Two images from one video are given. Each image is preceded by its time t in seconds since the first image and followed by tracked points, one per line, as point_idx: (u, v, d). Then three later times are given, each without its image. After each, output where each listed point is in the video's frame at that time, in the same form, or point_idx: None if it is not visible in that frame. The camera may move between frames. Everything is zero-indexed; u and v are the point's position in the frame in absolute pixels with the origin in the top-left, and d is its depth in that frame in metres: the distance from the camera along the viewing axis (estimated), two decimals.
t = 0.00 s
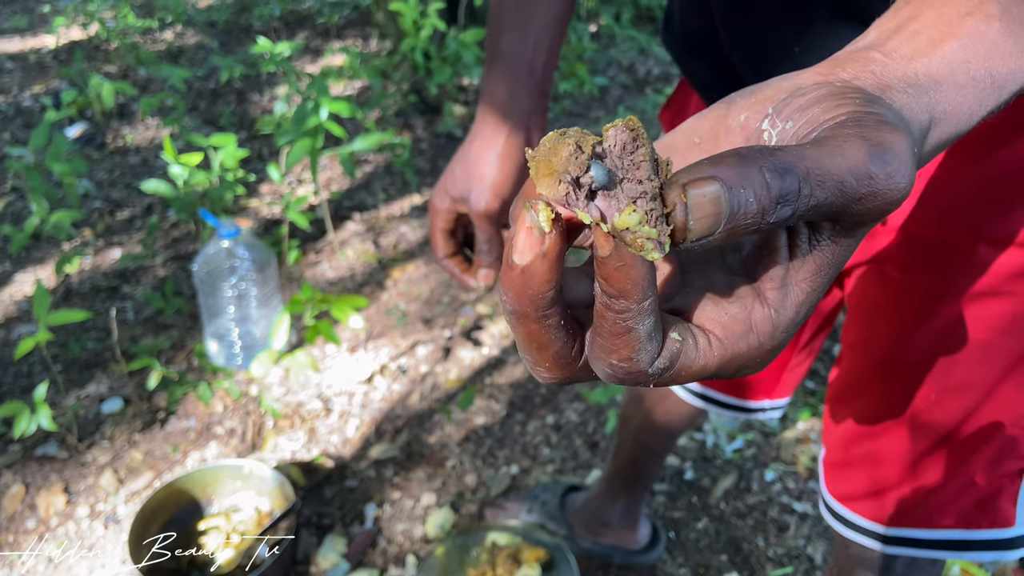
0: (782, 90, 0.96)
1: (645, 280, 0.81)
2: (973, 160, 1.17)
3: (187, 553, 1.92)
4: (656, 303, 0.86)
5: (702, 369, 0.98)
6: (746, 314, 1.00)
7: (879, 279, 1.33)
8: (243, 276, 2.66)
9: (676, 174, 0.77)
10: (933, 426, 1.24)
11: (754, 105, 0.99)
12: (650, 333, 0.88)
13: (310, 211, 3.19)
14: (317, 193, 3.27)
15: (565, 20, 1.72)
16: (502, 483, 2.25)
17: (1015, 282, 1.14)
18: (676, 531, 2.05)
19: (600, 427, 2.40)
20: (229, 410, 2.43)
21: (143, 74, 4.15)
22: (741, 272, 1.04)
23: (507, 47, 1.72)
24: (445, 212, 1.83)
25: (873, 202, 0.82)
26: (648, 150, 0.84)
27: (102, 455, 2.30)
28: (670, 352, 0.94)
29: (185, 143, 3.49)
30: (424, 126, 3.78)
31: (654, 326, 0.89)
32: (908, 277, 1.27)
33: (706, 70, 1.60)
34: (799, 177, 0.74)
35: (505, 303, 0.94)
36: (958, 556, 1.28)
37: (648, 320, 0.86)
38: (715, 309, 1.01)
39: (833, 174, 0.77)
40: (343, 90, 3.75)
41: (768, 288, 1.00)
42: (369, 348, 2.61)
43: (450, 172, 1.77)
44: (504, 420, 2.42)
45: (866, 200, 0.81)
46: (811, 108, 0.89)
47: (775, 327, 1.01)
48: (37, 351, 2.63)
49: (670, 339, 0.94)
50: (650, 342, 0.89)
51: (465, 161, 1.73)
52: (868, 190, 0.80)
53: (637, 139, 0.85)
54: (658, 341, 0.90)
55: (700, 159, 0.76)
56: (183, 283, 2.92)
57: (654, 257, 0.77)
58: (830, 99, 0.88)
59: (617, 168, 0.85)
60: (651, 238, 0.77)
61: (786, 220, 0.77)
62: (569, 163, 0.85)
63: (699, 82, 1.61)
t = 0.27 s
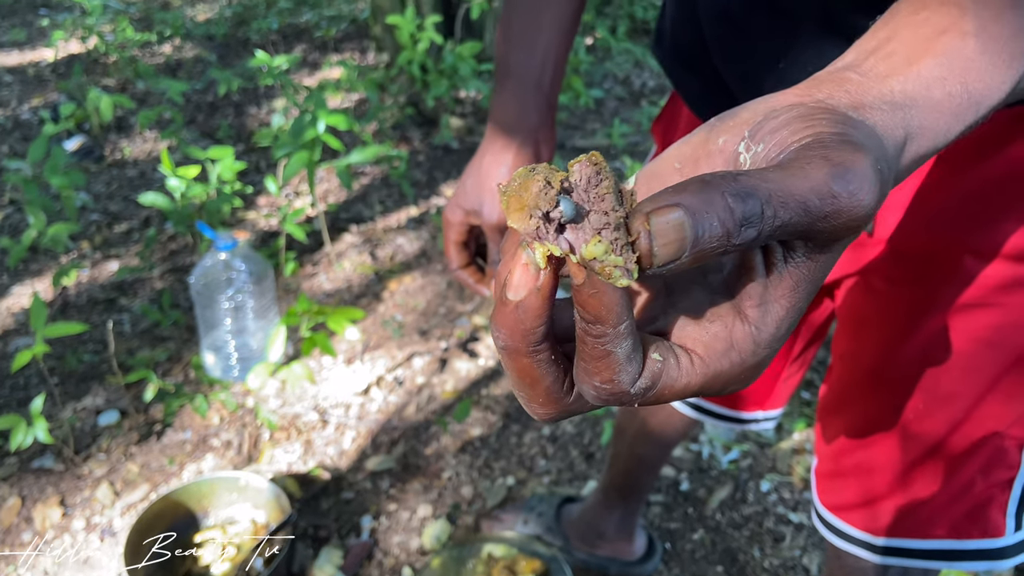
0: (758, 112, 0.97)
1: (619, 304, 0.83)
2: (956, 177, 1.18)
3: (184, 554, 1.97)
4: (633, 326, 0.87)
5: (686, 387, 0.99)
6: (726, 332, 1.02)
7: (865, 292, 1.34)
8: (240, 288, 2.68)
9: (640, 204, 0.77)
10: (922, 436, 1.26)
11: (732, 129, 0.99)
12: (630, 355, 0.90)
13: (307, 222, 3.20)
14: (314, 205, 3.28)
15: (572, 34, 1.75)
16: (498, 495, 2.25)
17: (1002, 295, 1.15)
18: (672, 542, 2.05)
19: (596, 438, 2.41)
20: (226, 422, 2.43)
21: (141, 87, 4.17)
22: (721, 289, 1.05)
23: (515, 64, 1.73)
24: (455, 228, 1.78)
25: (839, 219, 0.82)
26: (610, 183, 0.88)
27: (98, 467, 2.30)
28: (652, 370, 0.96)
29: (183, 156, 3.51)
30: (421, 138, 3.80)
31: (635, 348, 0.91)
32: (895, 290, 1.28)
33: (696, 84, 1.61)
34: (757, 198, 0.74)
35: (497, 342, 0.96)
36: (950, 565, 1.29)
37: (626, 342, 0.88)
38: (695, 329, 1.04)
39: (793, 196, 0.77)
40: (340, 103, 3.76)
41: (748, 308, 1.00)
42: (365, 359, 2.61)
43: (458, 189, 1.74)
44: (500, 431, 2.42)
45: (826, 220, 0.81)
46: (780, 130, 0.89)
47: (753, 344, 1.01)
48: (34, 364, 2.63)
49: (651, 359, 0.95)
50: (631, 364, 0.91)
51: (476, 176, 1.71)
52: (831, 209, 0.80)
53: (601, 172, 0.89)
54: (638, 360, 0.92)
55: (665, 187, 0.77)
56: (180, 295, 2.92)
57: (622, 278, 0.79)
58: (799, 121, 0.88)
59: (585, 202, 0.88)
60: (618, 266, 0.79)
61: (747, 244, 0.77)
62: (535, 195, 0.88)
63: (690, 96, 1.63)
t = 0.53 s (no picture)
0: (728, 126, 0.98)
1: (589, 309, 0.86)
2: (937, 190, 1.20)
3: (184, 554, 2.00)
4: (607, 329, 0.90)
5: (678, 387, 1.00)
6: (714, 332, 1.02)
7: (850, 305, 1.35)
8: (237, 304, 2.69)
9: (590, 217, 0.80)
10: (910, 446, 1.27)
11: (706, 144, 1.00)
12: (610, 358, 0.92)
13: (305, 238, 3.22)
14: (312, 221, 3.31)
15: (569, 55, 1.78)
16: (495, 508, 2.26)
17: (986, 305, 1.16)
18: (669, 556, 2.05)
19: (592, 452, 2.41)
20: (224, 438, 2.44)
21: (140, 105, 4.20)
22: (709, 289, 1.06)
23: (515, 84, 1.74)
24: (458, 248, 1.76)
25: (793, 210, 0.83)
26: (559, 200, 0.94)
27: (96, 483, 2.30)
28: (639, 372, 0.98)
29: (181, 174, 3.53)
30: (418, 155, 3.83)
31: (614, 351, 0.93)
32: (881, 300, 1.29)
33: (686, 102, 1.64)
34: (700, 191, 0.76)
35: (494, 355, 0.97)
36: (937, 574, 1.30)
37: (602, 347, 0.91)
38: (681, 331, 1.05)
39: (741, 189, 0.78)
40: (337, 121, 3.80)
41: (733, 304, 1.00)
42: (363, 374, 2.63)
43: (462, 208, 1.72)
44: (497, 445, 2.43)
45: (778, 209, 0.82)
46: (739, 134, 0.91)
47: (743, 341, 1.01)
48: (32, 381, 2.64)
49: (637, 361, 0.98)
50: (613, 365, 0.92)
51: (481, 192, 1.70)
52: (781, 201, 0.81)
53: (550, 191, 0.95)
54: (621, 363, 0.94)
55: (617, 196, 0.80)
56: (179, 312, 2.94)
57: (577, 285, 0.83)
58: (758, 122, 0.90)
59: (540, 219, 0.93)
60: (573, 271, 0.83)
61: (699, 239, 0.78)
62: (489, 213, 0.92)
63: (681, 113, 1.65)
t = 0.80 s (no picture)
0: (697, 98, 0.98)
1: (593, 258, 0.88)
2: (913, 195, 1.22)
3: (185, 552, 2.05)
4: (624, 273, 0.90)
5: (723, 325, 0.93)
6: (747, 268, 0.94)
7: (834, 306, 1.38)
8: (234, 316, 2.70)
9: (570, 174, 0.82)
10: (891, 445, 1.30)
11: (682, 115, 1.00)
12: (636, 299, 0.90)
13: (300, 250, 3.24)
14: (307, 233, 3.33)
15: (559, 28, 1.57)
16: (490, 516, 2.27)
17: (961, 305, 1.19)
18: (663, 560, 2.08)
19: (586, 459, 2.42)
20: (220, 449, 2.46)
21: (135, 119, 4.22)
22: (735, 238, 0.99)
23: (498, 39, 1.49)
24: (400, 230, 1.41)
25: (761, 141, 0.83)
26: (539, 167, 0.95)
27: (94, 495, 2.31)
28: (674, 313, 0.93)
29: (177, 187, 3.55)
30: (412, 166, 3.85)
31: (638, 292, 0.91)
32: (862, 302, 1.32)
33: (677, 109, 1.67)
34: (664, 133, 0.78)
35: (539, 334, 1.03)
36: (921, 569, 1.33)
37: (623, 290, 0.90)
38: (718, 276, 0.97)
39: (706, 125, 0.80)
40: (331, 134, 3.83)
41: (756, 237, 0.92)
42: (358, 384, 2.65)
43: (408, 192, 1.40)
44: (492, 453, 2.45)
45: (747, 141, 0.82)
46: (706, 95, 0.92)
47: (788, 267, 0.92)
48: (29, 394, 2.65)
49: (672, 303, 0.94)
50: (643, 309, 0.90)
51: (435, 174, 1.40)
52: (747, 133, 0.82)
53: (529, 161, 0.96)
54: (653, 304, 0.92)
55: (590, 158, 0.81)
56: (175, 324, 2.96)
57: (570, 232, 0.86)
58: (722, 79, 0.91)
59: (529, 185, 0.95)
60: (559, 220, 0.86)
61: (677, 175, 0.78)
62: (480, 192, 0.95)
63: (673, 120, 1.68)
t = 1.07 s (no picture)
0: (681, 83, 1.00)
1: (592, 228, 0.90)
2: (899, 194, 1.24)
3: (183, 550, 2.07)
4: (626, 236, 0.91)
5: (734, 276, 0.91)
6: (751, 215, 0.92)
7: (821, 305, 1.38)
8: (222, 326, 2.70)
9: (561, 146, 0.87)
10: (880, 440, 1.32)
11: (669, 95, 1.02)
12: (640, 257, 0.90)
13: (288, 260, 3.25)
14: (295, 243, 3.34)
15: None
16: (481, 522, 2.28)
17: (945, 302, 1.22)
18: (653, 563, 2.09)
19: (576, 464, 2.42)
20: (210, 459, 2.45)
21: (122, 131, 4.22)
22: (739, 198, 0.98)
23: None
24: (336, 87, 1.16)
25: (739, 96, 0.85)
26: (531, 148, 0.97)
27: (84, 508, 2.31)
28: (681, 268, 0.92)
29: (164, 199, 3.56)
30: (399, 175, 3.86)
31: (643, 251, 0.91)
32: (848, 301, 1.32)
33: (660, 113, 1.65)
34: (646, 102, 0.82)
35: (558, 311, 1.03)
36: (910, 562, 1.35)
37: (626, 250, 0.90)
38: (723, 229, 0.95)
39: (683, 91, 0.84)
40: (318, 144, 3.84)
41: (757, 186, 0.91)
42: (348, 393, 2.65)
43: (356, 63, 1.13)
44: (482, 460, 2.45)
45: (725, 101, 0.85)
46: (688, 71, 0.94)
47: (798, 211, 0.90)
48: (17, 408, 2.64)
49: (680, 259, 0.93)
50: (649, 269, 0.90)
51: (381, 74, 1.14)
52: (725, 93, 0.85)
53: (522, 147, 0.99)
54: (657, 261, 0.91)
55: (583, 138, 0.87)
56: (163, 336, 2.95)
57: (563, 196, 0.87)
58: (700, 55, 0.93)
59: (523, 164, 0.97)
60: (551, 187, 0.88)
61: (663, 136, 0.82)
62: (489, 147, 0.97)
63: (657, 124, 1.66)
